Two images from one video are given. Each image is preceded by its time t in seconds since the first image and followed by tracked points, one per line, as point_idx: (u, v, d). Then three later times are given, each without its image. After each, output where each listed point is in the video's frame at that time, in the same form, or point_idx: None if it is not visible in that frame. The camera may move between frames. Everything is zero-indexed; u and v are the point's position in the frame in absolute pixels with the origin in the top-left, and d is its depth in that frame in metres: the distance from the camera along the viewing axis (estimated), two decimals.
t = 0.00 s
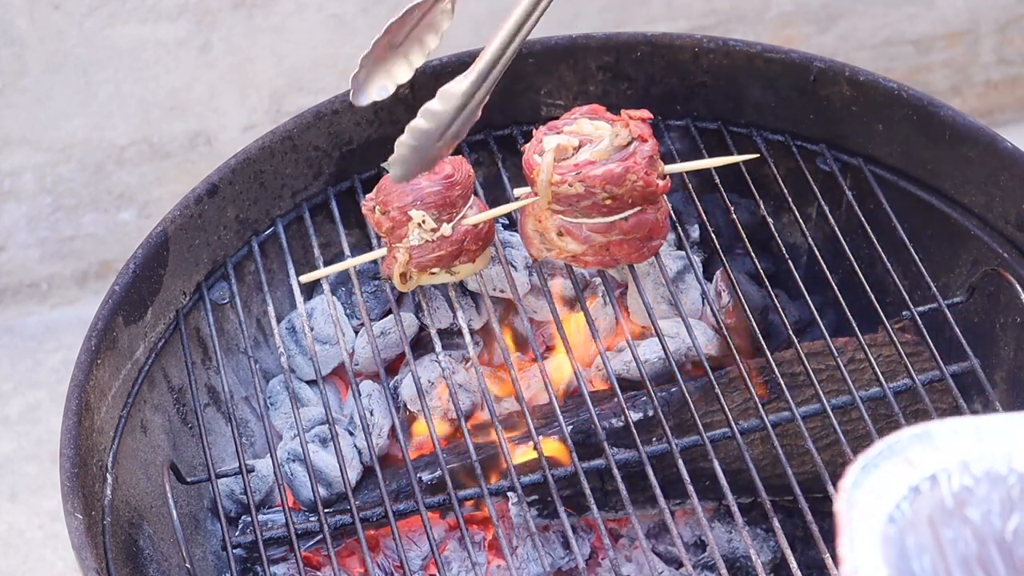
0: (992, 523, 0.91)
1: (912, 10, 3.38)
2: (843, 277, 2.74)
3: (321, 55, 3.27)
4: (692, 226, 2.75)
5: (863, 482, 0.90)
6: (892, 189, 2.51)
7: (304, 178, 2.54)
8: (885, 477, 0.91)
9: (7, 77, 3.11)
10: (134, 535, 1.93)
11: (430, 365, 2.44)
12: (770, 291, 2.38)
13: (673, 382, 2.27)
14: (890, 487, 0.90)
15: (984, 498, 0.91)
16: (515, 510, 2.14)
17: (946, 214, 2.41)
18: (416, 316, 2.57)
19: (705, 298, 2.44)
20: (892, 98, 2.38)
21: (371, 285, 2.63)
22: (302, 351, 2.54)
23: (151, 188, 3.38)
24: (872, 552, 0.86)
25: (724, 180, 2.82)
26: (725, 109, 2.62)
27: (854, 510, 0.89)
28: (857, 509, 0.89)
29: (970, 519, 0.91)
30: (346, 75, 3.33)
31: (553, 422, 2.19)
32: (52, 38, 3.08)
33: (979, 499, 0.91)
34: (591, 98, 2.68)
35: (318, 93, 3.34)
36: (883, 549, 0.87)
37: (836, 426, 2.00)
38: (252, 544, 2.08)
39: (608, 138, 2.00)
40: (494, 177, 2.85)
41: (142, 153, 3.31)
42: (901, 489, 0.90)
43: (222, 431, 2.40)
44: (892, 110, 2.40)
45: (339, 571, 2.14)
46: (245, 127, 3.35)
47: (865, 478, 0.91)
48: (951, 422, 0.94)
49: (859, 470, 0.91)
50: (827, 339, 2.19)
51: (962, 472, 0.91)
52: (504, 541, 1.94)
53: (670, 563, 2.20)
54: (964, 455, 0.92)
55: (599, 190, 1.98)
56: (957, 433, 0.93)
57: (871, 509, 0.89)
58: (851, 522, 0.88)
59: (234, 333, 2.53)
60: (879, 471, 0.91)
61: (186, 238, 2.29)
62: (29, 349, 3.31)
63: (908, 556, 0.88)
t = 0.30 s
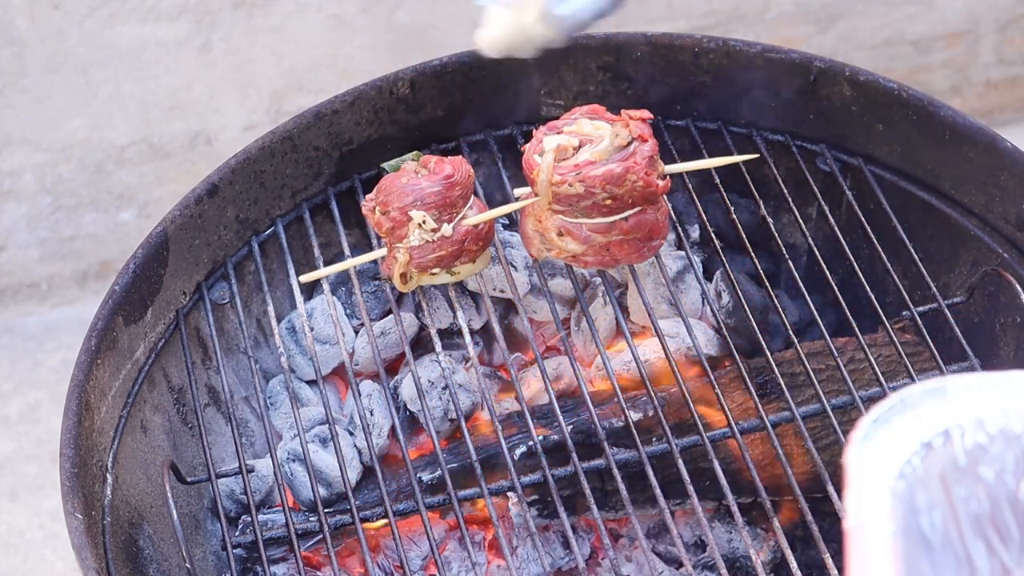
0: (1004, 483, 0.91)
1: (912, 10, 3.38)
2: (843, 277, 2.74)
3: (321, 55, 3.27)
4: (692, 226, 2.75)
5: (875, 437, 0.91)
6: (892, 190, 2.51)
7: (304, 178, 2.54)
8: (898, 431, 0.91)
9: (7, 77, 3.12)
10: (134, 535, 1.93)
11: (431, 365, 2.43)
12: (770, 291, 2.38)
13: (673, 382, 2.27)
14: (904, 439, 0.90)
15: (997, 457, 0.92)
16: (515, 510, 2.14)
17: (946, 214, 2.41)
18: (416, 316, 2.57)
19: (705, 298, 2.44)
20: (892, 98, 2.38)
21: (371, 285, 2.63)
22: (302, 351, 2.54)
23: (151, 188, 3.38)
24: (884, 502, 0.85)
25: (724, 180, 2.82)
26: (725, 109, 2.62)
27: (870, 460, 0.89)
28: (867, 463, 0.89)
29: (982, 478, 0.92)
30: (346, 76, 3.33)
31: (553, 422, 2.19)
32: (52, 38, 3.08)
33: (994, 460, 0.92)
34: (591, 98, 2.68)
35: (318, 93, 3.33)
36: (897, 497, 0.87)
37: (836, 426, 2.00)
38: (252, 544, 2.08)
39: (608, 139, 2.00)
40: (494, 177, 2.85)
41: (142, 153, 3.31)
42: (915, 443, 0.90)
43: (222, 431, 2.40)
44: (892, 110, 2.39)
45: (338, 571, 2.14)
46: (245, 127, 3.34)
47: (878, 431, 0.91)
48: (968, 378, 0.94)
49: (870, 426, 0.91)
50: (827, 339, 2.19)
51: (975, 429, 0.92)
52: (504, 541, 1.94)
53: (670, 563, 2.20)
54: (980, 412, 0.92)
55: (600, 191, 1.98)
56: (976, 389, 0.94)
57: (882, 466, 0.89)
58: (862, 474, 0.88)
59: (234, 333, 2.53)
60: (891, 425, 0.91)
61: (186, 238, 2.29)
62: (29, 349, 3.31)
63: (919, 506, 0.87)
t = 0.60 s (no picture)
0: (1017, 458, 1.02)
1: (913, 10, 3.38)
2: (843, 277, 2.74)
3: (321, 55, 3.27)
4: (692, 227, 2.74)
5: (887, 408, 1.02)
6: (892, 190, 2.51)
7: (304, 178, 2.54)
8: (911, 404, 1.03)
9: (7, 77, 3.13)
10: (134, 535, 1.93)
11: (431, 365, 2.43)
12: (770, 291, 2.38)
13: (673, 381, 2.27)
14: (916, 413, 1.02)
15: (1012, 433, 1.03)
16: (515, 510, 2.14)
17: (946, 214, 2.41)
18: (416, 316, 2.57)
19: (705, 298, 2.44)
20: (893, 99, 2.38)
21: (371, 285, 2.63)
22: (302, 351, 2.54)
23: (151, 188, 3.37)
24: (893, 467, 0.97)
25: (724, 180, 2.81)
26: (725, 109, 2.62)
27: (880, 430, 1.01)
28: (882, 430, 1.01)
29: (996, 453, 1.02)
30: (346, 76, 3.32)
31: (553, 422, 2.19)
32: (52, 38, 3.09)
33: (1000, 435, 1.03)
34: (591, 98, 2.68)
35: (318, 93, 3.33)
36: (909, 466, 0.98)
37: (836, 426, 2.00)
38: (252, 544, 2.09)
39: (608, 139, 2.00)
40: (494, 177, 2.86)
41: (142, 153, 3.31)
42: (928, 415, 1.02)
43: (222, 431, 2.41)
44: (892, 110, 2.39)
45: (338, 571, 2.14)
46: (245, 127, 3.33)
47: (892, 401, 1.03)
48: (983, 355, 1.06)
49: (885, 394, 1.03)
50: (827, 339, 2.20)
51: (992, 406, 1.03)
52: (504, 541, 1.93)
53: (670, 563, 2.20)
54: (996, 392, 1.03)
55: (599, 191, 1.98)
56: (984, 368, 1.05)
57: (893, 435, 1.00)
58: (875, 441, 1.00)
59: (234, 333, 2.53)
60: (908, 396, 1.03)
61: (186, 238, 2.29)
62: (29, 349, 3.30)
63: (930, 474, 0.99)
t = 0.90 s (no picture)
0: None
1: (913, 10, 3.39)
2: (843, 277, 2.74)
3: (320, 55, 3.27)
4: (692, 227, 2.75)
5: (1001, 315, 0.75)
6: (892, 190, 2.51)
7: (304, 178, 2.54)
8: None
9: (7, 77, 3.14)
10: (134, 535, 1.93)
11: (431, 365, 2.43)
12: (770, 291, 2.38)
13: (673, 381, 2.27)
14: None
15: None
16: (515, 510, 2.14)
17: (946, 214, 2.41)
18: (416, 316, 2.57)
19: (706, 298, 2.44)
20: (893, 98, 2.38)
21: (371, 285, 2.63)
22: (302, 352, 2.54)
23: (151, 188, 3.36)
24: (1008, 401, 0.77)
25: (724, 180, 2.81)
26: (725, 109, 2.62)
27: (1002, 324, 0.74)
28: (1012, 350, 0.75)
29: None
30: (346, 76, 3.31)
31: (553, 422, 2.19)
32: (52, 38, 3.10)
33: None
34: (591, 98, 2.67)
35: (318, 93, 3.32)
36: None
37: (836, 426, 2.00)
38: (252, 544, 2.09)
39: (608, 139, 2.00)
40: (494, 177, 2.86)
41: (142, 153, 3.31)
42: None
43: (222, 431, 2.41)
44: (892, 110, 2.39)
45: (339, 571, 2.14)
46: (245, 127, 3.32)
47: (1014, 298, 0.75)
48: None
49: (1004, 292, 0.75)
50: (827, 339, 2.20)
51: None
52: (504, 541, 1.93)
53: (670, 563, 2.20)
54: None
55: (600, 191, 1.98)
56: None
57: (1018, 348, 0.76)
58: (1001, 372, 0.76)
59: (234, 333, 2.53)
60: None
61: (186, 238, 2.29)
62: (29, 349, 3.30)
63: None
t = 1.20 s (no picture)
0: None
1: (913, 10, 3.39)
2: (843, 277, 2.74)
3: (320, 55, 3.27)
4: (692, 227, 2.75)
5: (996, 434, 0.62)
6: (892, 190, 2.51)
7: (304, 178, 2.54)
8: None
9: (7, 77, 3.13)
10: (134, 535, 1.93)
11: (431, 365, 2.43)
12: (770, 291, 2.38)
13: (673, 381, 2.27)
14: None
15: None
16: (515, 510, 2.14)
17: (946, 215, 2.41)
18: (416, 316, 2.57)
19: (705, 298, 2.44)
20: (892, 98, 2.38)
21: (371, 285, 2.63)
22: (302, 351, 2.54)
23: (151, 188, 3.37)
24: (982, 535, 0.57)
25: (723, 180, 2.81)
26: (725, 109, 2.62)
27: None
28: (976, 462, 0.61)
29: None
30: (346, 76, 3.32)
31: (553, 423, 2.19)
32: (52, 38, 3.10)
33: None
34: (591, 98, 2.67)
35: (318, 93, 3.32)
36: None
37: (837, 426, 2.00)
38: (252, 544, 2.09)
39: (608, 139, 2.00)
40: (494, 177, 2.86)
41: (142, 153, 3.31)
42: None
43: (222, 431, 2.41)
44: (892, 110, 2.39)
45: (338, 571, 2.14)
46: (245, 127, 3.33)
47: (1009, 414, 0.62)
48: None
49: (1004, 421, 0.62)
50: (827, 339, 2.20)
51: None
52: (504, 541, 1.93)
53: (670, 563, 2.20)
54: None
55: (600, 191, 1.98)
56: None
57: (1007, 459, 0.58)
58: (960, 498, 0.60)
59: (234, 333, 2.53)
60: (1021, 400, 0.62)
61: (186, 238, 2.29)
62: (29, 349, 3.30)
63: None
